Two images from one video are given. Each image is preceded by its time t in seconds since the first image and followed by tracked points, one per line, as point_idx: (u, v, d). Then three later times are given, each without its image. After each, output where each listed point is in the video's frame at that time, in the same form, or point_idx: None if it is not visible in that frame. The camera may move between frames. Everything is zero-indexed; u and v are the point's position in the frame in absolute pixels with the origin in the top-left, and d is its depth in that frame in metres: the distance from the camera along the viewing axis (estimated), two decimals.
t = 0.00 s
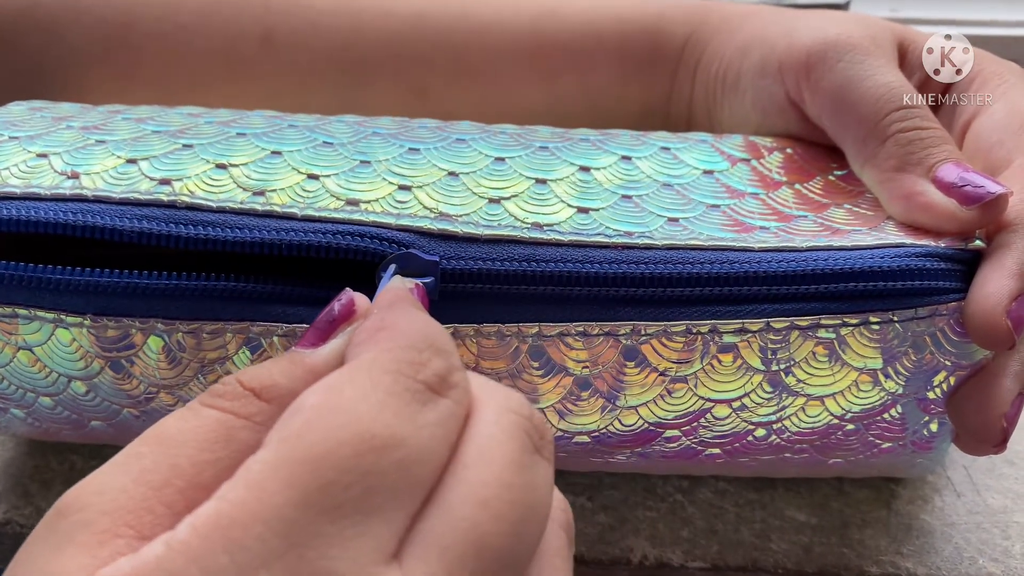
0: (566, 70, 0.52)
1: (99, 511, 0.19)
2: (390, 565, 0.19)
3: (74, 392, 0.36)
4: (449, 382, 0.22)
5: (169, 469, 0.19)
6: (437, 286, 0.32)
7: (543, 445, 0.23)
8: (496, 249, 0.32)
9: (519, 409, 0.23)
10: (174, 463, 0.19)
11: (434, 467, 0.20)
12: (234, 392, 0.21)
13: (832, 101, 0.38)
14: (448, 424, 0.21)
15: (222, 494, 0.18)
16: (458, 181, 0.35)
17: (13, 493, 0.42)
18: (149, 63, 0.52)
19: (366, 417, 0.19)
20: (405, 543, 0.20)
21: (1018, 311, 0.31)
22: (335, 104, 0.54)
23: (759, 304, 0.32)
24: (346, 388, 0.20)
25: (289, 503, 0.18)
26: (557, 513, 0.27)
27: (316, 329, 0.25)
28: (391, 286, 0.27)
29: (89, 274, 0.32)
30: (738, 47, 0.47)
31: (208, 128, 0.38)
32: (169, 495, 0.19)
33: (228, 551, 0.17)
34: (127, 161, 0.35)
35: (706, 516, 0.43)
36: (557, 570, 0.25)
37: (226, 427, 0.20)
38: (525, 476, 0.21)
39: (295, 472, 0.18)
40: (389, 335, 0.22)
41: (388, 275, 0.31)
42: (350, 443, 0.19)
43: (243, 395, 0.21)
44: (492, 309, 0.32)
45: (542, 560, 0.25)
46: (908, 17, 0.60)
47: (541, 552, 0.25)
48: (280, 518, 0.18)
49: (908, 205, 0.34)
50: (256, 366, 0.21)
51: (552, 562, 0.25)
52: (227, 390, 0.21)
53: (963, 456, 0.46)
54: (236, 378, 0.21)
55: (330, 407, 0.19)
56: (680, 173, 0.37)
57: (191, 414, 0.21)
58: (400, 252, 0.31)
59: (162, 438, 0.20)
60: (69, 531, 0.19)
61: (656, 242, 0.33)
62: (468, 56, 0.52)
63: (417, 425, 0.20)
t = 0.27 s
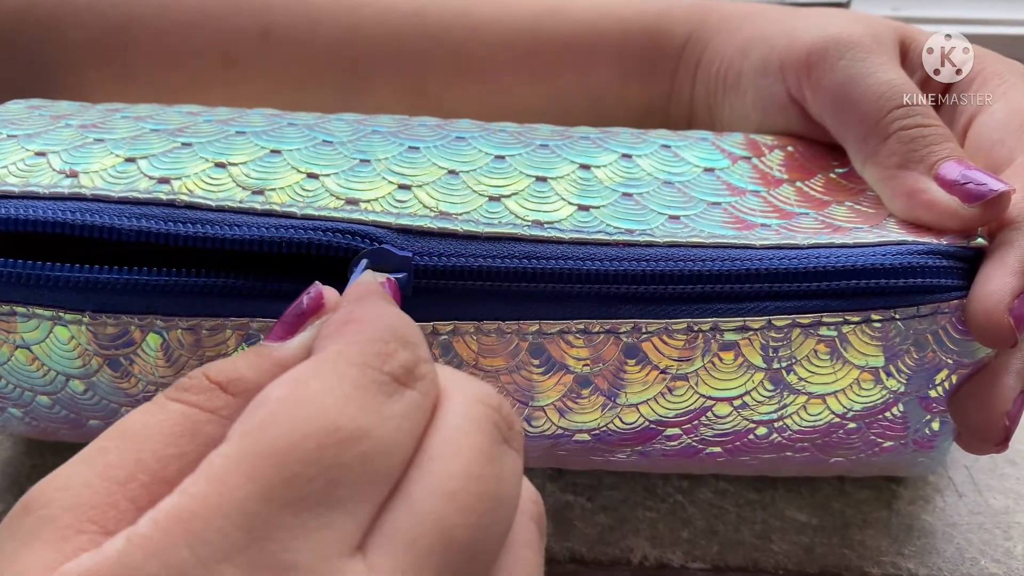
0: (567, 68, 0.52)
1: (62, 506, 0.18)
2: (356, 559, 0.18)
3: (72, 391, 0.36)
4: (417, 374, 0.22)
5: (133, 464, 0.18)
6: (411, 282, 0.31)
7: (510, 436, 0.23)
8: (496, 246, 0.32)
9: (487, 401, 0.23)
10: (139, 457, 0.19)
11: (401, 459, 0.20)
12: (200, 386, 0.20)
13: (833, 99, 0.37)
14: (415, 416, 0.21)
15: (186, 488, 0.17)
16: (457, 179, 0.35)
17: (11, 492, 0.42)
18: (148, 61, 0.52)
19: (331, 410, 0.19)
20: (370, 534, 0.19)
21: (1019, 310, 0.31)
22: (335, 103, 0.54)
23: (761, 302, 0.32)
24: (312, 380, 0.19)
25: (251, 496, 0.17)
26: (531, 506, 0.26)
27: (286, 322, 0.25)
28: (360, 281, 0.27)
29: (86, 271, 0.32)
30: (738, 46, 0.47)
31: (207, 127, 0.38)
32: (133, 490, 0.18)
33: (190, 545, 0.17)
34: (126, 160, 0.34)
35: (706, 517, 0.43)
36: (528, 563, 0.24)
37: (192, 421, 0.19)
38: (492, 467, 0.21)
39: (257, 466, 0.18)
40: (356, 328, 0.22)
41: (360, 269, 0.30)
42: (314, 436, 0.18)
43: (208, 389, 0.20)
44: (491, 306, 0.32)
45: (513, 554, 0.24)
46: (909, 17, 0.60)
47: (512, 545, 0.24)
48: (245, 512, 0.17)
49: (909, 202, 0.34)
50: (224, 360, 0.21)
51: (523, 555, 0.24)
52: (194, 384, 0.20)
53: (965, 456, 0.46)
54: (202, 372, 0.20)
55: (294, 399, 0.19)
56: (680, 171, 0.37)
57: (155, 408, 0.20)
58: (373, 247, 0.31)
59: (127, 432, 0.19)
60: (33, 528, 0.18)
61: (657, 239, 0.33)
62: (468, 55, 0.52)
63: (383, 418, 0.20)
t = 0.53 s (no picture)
0: (567, 68, 0.52)
1: (27, 506, 0.17)
2: (318, 557, 0.18)
3: (70, 392, 0.35)
4: (386, 372, 0.22)
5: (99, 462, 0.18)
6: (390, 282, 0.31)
7: (481, 434, 0.23)
8: (496, 247, 0.32)
9: (458, 398, 0.23)
10: (106, 455, 0.18)
11: (367, 457, 0.20)
12: (169, 384, 0.19)
13: (834, 99, 0.37)
14: (383, 414, 0.21)
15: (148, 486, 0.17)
16: (457, 180, 0.35)
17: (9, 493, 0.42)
18: (146, 61, 0.52)
19: (296, 409, 0.19)
20: (335, 532, 0.19)
21: (1022, 312, 0.31)
22: (334, 103, 0.54)
23: (762, 303, 0.32)
24: (275, 376, 0.19)
25: (214, 494, 0.17)
26: (501, 503, 0.26)
27: (257, 321, 0.25)
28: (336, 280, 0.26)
29: (83, 271, 0.32)
30: (738, 46, 0.47)
31: (205, 127, 0.38)
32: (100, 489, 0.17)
33: (150, 543, 0.16)
34: (123, 161, 0.34)
35: (706, 518, 0.43)
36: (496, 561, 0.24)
37: (160, 420, 0.19)
38: (462, 465, 0.21)
39: (219, 463, 0.17)
40: (325, 326, 0.22)
41: (338, 268, 0.30)
42: (278, 434, 0.18)
43: (179, 387, 0.19)
44: (490, 307, 0.32)
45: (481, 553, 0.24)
46: (909, 16, 0.60)
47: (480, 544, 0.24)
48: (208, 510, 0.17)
49: (911, 203, 0.34)
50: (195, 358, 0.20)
51: (491, 553, 0.24)
52: (163, 382, 0.19)
53: (966, 457, 0.46)
54: (173, 370, 0.20)
55: (258, 397, 0.18)
56: (681, 172, 0.37)
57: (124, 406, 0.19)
58: (353, 246, 0.31)
59: (95, 430, 0.18)
60: None
61: (658, 240, 0.33)
62: (467, 54, 0.52)
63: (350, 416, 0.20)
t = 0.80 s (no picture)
0: (569, 64, 0.51)
1: None
2: (269, 554, 0.18)
3: (69, 391, 0.35)
4: (341, 367, 0.22)
5: (51, 462, 0.18)
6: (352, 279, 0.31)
7: (441, 431, 0.23)
8: (499, 246, 0.32)
9: (418, 395, 0.23)
10: (57, 454, 0.18)
11: (321, 453, 0.20)
12: (124, 383, 0.20)
13: (840, 96, 0.37)
14: (338, 410, 0.21)
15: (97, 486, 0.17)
16: (459, 178, 0.34)
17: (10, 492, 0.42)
18: (146, 58, 0.52)
19: (243, 406, 0.19)
20: (286, 530, 0.19)
21: None
22: (336, 100, 0.53)
23: (767, 302, 0.32)
24: (227, 373, 0.19)
25: (161, 492, 0.17)
26: (463, 499, 0.25)
27: (215, 319, 0.24)
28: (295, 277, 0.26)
29: (84, 269, 0.31)
30: (741, 43, 0.47)
31: (206, 125, 0.37)
32: (50, 491, 0.18)
33: (95, 543, 0.17)
34: (123, 160, 0.34)
35: (709, 517, 0.42)
36: (458, 560, 0.23)
37: (115, 419, 0.19)
38: (418, 460, 0.21)
39: (167, 460, 0.17)
40: (280, 321, 0.22)
41: (298, 265, 0.30)
42: (227, 432, 0.18)
43: (134, 386, 0.20)
44: (494, 305, 0.32)
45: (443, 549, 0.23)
46: (914, 12, 0.60)
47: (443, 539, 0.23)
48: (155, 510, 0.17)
49: (918, 200, 0.33)
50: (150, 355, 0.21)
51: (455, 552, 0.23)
52: (120, 380, 0.20)
53: (970, 455, 0.45)
54: (130, 368, 0.20)
55: (204, 395, 0.19)
56: (685, 169, 0.37)
57: (77, 406, 0.20)
58: (316, 242, 0.31)
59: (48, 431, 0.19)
60: None
61: (662, 238, 0.33)
62: (468, 51, 0.52)
63: (301, 412, 0.20)
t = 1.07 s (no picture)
0: (570, 65, 0.52)
1: None
2: (217, 539, 0.19)
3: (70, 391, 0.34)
4: (291, 353, 0.22)
5: None
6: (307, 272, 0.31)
7: (394, 416, 0.23)
8: (499, 243, 0.32)
9: (369, 380, 0.23)
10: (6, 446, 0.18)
11: (269, 438, 0.20)
12: (73, 373, 0.20)
13: (841, 94, 0.37)
14: (287, 395, 0.21)
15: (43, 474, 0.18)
16: (460, 176, 0.34)
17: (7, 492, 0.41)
18: (146, 58, 0.52)
19: (187, 392, 0.19)
20: (234, 516, 0.19)
21: None
22: (336, 100, 0.53)
23: (768, 299, 0.32)
24: (172, 360, 0.19)
25: (105, 479, 0.17)
26: (418, 482, 0.25)
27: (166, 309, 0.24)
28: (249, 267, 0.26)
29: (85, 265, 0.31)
30: (741, 42, 0.47)
31: (208, 124, 0.37)
32: None
33: (41, 530, 0.17)
34: (124, 159, 0.34)
35: (710, 518, 0.42)
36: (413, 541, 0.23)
37: (63, 410, 0.19)
38: (368, 446, 0.21)
39: (111, 447, 0.18)
40: (230, 307, 0.22)
41: (253, 257, 0.29)
42: (171, 418, 0.18)
43: (83, 376, 0.20)
44: (495, 302, 0.32)
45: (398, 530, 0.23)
46: (915, 13, 0.60)
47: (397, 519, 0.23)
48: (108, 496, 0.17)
49: (919, 198, 0.33)
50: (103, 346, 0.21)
51: (410, 534, 0.23)
52: (69, 370, 0.20)
53: (971, 456, 0.45)
54: (80, 359, 0.20)
55: (148, 382, 0.19)
56: (686, 167, 0.37)
57: (28, 399, 0.20)
58: (269, 236, 0.31)
59: None
60: None
61: (663, 235, 0.33)
62: (469, 51, 0.52)
63: (249, 398, 0.20)
